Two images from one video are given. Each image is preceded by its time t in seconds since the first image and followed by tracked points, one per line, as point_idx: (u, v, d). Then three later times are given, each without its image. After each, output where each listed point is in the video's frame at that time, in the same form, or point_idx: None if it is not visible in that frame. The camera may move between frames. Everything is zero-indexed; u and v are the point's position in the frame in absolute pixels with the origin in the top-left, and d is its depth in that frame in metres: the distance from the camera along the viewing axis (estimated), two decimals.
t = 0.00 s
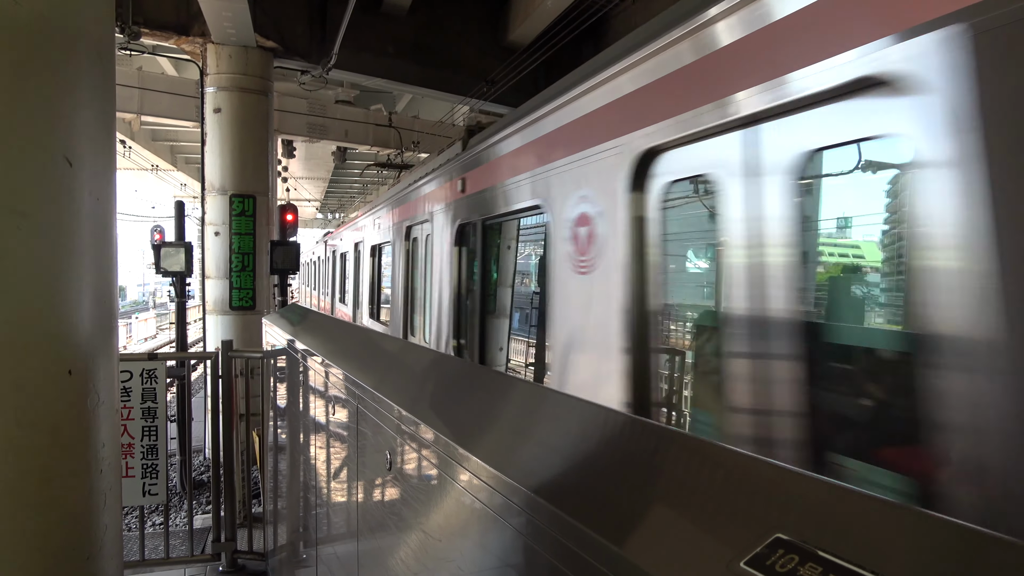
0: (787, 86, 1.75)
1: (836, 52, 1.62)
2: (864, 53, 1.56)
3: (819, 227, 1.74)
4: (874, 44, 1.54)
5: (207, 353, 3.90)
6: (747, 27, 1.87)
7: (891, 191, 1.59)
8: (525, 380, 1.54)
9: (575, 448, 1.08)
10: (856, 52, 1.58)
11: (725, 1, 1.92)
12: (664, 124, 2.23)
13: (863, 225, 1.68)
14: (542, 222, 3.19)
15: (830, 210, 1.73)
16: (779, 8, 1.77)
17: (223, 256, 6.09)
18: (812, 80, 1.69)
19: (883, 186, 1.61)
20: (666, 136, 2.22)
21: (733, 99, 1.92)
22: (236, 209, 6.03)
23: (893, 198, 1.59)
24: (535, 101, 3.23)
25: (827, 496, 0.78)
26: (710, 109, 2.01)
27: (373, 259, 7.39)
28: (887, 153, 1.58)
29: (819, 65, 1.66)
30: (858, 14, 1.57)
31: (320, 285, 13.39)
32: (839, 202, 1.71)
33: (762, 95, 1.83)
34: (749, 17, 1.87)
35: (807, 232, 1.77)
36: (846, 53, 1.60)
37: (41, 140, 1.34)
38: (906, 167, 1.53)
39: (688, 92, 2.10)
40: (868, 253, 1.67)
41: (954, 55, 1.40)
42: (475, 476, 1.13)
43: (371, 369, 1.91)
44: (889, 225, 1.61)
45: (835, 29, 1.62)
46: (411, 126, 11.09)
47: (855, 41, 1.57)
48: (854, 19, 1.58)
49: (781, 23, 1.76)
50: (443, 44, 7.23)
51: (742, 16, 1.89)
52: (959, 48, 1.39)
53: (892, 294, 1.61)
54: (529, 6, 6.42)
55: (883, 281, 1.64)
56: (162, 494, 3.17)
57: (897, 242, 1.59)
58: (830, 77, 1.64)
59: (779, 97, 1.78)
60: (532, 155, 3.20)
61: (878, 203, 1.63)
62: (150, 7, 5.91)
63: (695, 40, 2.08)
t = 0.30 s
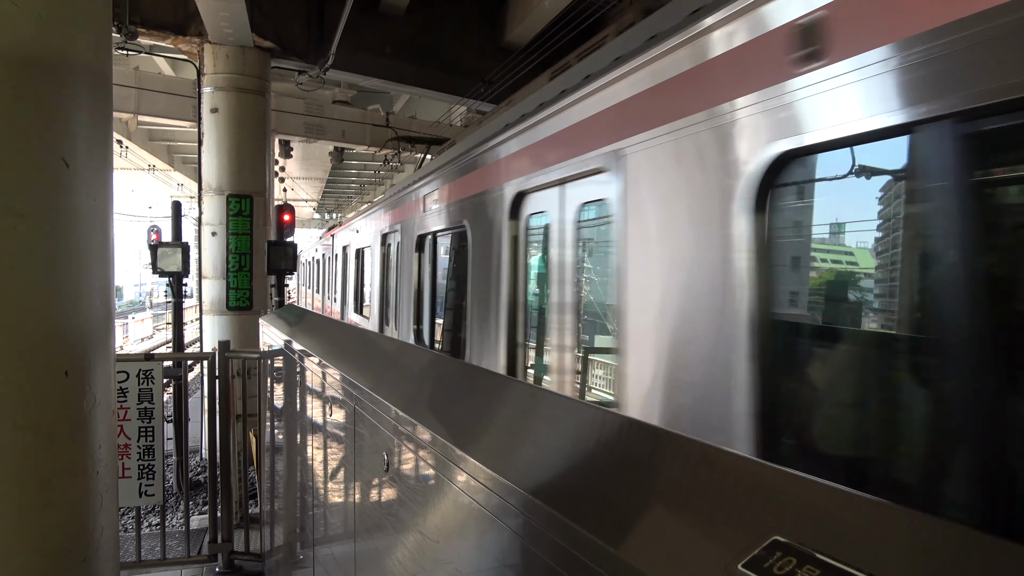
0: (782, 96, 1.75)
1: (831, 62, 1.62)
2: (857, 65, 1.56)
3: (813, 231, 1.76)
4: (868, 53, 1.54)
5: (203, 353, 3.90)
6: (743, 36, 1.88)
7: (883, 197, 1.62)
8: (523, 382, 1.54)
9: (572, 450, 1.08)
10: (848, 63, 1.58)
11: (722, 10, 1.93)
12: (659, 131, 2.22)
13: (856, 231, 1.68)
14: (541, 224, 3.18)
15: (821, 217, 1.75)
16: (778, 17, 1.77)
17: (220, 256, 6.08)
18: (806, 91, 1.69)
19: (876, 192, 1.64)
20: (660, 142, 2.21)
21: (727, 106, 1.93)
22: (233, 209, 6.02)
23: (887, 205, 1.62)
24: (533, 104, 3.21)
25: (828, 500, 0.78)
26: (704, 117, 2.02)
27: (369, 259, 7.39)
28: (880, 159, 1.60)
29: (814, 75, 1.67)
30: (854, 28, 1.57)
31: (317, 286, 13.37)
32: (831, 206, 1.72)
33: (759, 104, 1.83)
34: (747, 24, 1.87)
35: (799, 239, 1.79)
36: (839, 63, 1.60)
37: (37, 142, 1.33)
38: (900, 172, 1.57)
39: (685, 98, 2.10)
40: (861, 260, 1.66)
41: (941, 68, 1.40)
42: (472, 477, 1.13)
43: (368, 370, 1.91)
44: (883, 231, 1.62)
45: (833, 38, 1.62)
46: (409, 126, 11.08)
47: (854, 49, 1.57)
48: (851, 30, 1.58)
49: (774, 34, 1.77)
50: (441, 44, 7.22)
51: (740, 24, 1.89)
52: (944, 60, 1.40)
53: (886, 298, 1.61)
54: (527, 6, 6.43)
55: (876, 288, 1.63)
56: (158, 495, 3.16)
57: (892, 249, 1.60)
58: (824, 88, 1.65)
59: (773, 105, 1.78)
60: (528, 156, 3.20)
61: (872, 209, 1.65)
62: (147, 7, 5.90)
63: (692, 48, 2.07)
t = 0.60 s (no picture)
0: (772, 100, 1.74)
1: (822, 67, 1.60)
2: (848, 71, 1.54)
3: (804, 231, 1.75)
4: (859, 60, 1.52)
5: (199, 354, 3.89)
6: (737, 41, 1.87)
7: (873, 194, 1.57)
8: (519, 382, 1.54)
9: (570, 450, 1.08)
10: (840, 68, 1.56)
11: (715, 14, 1.92)
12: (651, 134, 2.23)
13: (846, 230, 1.62)
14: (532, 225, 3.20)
15: (812, 215, 1.73)
16: (769, 24, 1.77)
17: (216, 257, 6.06)
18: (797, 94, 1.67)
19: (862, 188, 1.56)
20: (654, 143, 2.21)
21: (720, 110, 1.92)
22: (229, 210, 6.01)
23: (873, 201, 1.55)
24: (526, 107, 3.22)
25: (825, 499, 0.78)
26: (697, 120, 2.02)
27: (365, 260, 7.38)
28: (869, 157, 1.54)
29: (805, 80, 1.65)
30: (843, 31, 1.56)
31: (314, 287, 13.35)
32: (822, 205, 1.69)
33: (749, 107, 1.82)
34: (739, 30, 1.87)
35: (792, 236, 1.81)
36: (829, 69, 1.58)
37: (34, 143, 1.33)
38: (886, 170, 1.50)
39: (679, 103, 2.10)
40: (851, 257, 1.60)
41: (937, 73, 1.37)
42: (469, 477, 1.13)
43: (365, 371, 1.91)
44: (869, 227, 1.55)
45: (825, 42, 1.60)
46: (405, 127, 11.07)
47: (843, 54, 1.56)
48: (843, 34, 1.56)
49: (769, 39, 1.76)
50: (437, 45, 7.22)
51: (732, 29, 1.89)
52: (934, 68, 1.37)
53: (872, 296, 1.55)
54: (524, 7, 6.44)
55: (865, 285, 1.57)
56: (154, 496, 3.15)
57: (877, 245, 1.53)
58: (813, 93, 1.63)
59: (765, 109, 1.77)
60: (523, 157, 3.19)
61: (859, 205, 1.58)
62: (142, 7, 5.89)
63: (684, 53, 2.08)
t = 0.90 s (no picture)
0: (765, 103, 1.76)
1: (814, 70, 1.62)
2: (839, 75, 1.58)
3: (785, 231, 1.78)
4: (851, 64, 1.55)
5: (195, 356, 3.88)
6: (729, 46, 1.87)
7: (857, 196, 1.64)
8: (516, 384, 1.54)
9: (566, 451, 1.09)
10: (830, 74, 1.60)
11: (707, 19, 1.91)
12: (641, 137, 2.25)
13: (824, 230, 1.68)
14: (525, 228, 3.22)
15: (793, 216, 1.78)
16: (761, 29, 1.77)
17: (212, 258, 6.05)
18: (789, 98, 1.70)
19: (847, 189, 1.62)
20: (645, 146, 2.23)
21: (713, 113, 1.94)
22: (225, 211, 6.00)
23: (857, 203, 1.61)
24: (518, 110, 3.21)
25: (821, 500, 0.78)
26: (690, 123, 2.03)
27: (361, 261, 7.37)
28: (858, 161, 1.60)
29: (796, 84, 1.68)
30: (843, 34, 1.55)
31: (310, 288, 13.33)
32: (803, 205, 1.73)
33: (739, 111, 1.85)
34: (731, 34, 1.86)
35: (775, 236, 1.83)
36: (821, 73, 1.61)
37: (30, 144, 1.33)
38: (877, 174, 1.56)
39: (672, 106, 2.09)
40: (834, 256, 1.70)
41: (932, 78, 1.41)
42: (466, 478, 1.13)
43: (361, 372, 1.91)
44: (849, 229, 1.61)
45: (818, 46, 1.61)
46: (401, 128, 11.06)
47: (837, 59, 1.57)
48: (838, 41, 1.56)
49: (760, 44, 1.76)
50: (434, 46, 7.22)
51: (724, 33, 1.88)
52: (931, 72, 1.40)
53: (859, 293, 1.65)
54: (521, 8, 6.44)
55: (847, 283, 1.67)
56: (150, 498, 3.14)
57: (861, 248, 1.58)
58: (806, 97, 1.66)
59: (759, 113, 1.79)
60: (517, 158, 3.20)
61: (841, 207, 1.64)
62: (138, 8, 5.88)
63: (678, 57, 2.07)
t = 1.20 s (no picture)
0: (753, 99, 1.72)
1: (801, 67, 1.58)
2: (825, 71, 1.52)
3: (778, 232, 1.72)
4: (835, 59, 1.50)
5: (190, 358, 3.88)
6: (716, 41, 1.86)
7: (849, 199, 1.55)
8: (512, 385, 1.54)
9: (563, 452, 1.09)
10: (817, 68, 1.55)
11: (695, 16, 1.91)
12: (632, 135, 2.23)
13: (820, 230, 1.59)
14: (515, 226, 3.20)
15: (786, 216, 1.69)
16: (749, 24, 1.75)
17: (207, 260, 6.04)
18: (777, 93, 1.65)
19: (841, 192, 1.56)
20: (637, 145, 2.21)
21: (703, 109, 1.91)
22: (220, 213, 5.99)
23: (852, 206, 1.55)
24: (510, 108, 3.21)
25: (817, 503, 0.78)
26: (680, 120, 2.00)
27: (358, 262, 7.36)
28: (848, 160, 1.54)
29: (785, 79, 1.63)
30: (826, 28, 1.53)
31: (306, 290, 13.32)
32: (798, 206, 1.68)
33: (728, 107, 1.81)
34: (719, 30, 1.86)
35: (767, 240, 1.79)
36: (806, 68, 1.57)
37: (24, 147, 1.32)
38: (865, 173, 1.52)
39: (661, 105, 2.09)
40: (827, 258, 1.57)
41: (916, 73, 1.34)
42: (462, 480, 1.13)
43: (356, 374, 1.91)
44: (848, 231, 1.55)
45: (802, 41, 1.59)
46: (397, 130, 11.05)
47: (818, 53, 1.54)
48: (817, 37, 1.55)
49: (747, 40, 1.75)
50: (430, 48, 7.22)
51: (713, 30, 1.88)
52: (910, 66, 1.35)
53: (852, 298, 1.55)
54: (517, 10, 6.45)
55: (842, 286, 1.56)
56: (145, 500, 3.14)
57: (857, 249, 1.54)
58: (793, 94, 1.61)
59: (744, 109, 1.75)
60: (512, 160, 3.19)
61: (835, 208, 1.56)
62: (133, 9, 5.86)
63: (665, 54, 2.08)
